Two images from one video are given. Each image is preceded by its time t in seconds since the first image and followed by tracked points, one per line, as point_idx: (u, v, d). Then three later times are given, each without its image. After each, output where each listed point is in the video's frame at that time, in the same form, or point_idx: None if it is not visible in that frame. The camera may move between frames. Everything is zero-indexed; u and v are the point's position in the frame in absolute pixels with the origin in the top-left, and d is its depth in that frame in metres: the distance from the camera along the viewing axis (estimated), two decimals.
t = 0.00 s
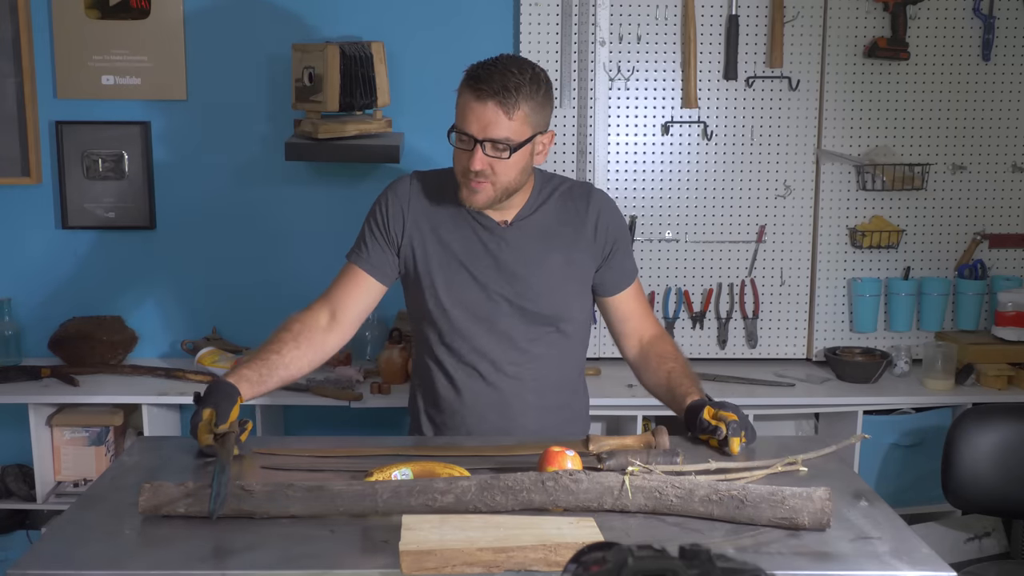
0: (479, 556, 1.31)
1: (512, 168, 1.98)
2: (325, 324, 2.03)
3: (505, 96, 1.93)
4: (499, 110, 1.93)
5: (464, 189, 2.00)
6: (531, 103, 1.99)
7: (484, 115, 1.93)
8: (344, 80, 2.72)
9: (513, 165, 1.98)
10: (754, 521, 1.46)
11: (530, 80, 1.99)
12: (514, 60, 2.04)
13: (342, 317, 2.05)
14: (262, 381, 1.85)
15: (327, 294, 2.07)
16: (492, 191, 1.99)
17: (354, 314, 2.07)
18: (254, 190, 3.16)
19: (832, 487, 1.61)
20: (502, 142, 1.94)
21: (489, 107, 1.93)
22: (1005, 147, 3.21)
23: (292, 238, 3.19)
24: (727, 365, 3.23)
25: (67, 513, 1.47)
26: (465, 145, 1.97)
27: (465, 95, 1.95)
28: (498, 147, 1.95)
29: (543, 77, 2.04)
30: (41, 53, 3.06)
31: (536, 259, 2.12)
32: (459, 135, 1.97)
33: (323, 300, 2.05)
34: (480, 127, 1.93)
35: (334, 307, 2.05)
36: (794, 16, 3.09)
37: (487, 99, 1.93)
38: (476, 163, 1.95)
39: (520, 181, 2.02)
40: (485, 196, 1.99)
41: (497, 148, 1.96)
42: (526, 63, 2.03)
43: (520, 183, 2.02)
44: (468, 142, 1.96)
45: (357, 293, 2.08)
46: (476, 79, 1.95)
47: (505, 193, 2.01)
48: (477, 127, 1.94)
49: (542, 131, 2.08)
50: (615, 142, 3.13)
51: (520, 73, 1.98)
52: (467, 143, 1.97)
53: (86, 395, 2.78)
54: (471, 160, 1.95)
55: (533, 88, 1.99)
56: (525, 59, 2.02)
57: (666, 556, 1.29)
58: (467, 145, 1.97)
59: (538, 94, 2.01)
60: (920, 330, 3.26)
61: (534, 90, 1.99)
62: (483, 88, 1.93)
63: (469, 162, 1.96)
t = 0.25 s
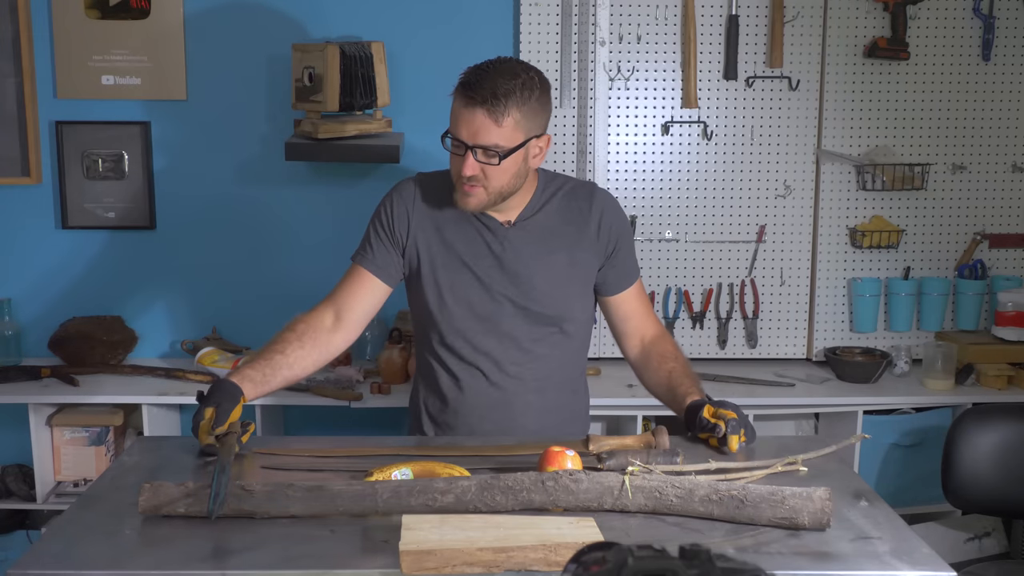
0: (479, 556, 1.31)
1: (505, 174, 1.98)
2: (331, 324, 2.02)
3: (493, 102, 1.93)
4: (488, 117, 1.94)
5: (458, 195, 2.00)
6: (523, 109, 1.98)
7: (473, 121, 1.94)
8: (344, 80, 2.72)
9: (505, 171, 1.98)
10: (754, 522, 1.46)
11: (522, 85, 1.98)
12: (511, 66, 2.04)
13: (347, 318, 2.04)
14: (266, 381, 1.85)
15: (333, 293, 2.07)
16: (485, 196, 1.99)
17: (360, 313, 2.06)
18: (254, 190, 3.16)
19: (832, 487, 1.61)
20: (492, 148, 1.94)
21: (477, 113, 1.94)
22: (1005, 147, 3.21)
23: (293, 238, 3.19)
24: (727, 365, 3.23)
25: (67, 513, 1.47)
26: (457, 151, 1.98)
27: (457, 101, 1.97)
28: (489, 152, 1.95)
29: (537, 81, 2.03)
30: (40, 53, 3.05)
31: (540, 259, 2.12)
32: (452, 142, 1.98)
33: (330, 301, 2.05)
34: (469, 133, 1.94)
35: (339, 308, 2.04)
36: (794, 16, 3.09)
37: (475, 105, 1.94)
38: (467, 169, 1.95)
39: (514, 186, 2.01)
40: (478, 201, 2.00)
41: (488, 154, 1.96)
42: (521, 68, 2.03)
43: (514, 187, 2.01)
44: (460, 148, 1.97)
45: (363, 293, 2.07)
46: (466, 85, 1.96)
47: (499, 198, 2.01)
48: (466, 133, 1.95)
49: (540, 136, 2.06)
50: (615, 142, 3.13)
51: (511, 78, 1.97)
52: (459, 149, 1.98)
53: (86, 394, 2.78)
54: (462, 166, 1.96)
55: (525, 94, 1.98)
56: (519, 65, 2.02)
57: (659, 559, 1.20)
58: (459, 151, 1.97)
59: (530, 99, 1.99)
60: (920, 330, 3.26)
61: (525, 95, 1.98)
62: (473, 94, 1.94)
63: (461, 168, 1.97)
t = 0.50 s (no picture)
0: (479, 556, 1.31)
1: (505, 174, 1.98)
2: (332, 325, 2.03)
3: (489, 105, 1.92)
4: (483, 119, 1.93)
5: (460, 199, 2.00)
6: (518, 109, 1.97)
7: (469, 125, 1.93)
8: (343, 79, 2.72)
9: (505, 171, 1.97)
10: (754, 522, 1.46)
11: (515, 85, 1.97)
12: (503, 65, 2.03)
13: (348, 318, 2.04)
14: (265, 381, 1.86)
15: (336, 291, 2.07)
16: (487, 198, 1.99)
17: (360, 313, 2.06)
18: (254, 189, 3.16)
19: (832, 487, 1.61)
20: (490, 150, 1.94)
21: (473, 117, 1.93)
22: (1006, 147, 3.20)
23: (294, 238, 3.19)
24: (727, 365, 3.23)
25: (67, 513, 1.47)
26: (455, 155, 1.97)
27: (451, 106, 1.95)
28: (488, 155, 1.95)
29: (530, 80, 2.02)
30: (40, 53, 3.05)
31: (541, 259, 2.12)
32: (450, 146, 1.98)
33: (332, 299, 2.05)
34: (466, 137, 1.93)
35: (341, 308, 2.04)
36: (794, 16, 3.09)
37: (470, 109, 1.93)
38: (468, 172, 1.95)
39: (515, 186, 2.01)
40: (480, 203, 2.00)
41: (486, 156, 1.95)
42: (513, 68, 2.02)
43: (516, 187, 2.02)
44: (458, 152, 1.97)
45: (364, 293, 2.07)
46: (459, 89, 1.95)
47: (501, 199, 2.01)
48: (463, 137, 1.94)
49: (537, 133, 2.06)
50: (615, 142, 3.13)
51: (504, 79, 1.96)
52: (457, 153, 1.97)
53: (86, 394, 2.78)
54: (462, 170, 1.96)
55: (519, 93, 1.97)
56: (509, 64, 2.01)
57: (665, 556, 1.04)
58: (458, 155, 1.97)
59: (524, 99, 1.98)
60: (920, 330, 3.26)
61: (519, 94, 1.97)
62: (467, 98, 1.93)
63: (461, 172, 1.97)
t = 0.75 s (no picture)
0: (479, 556, 1.31)
1: (525, 162, 1.98)
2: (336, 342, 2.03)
3: (507, 93, 1.92)
4: (504, 107, 1.93)
5: (481, 192, 1.99)
6: (532, 96, 1.98)
7: (489, 116, 1.93)
8: (343, 79, 2.72)
9: (525, 159, 1.98)
10: (754, 522, 1.46)
11: (527, 73, 1.98)
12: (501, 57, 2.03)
13: (353, 334, 2.05)
14: (273, 390, 1.87)
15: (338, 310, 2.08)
16: (509, 189, 1.99)
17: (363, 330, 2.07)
18: (254, 190, 3.16)
19: (832, 487, 1.61)
20: (513, 139, 1.94)
21: (493, 107, 1.92)
22: (1006, 147, 3.20)
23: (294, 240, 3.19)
24: (727, 365, 3.23)
25: (67, 513, 1.47)
26: (474, 150, 1.96)
27: (466, 100, 1.94)
28: (510, 144, 1.95)
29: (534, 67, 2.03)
30: (40, 53, 3.05)
31: (542, 261, 2.12)
32: (467, 141, 1.96)
33: (335, 317, 2.06)
34: (488, 128, 1.92)
35: (344, 325, 2.05)
36: (795, 16, 3.10)
37: (490, 100, 1.92)
38: (491, 164, 1.95)
39: (532, 174, 2.03)
40: (503, 194, 1.99)
41: (507, 146, 1.95)
42: (516, 57, 2.02)
43: (533, 175, 2.03)
44: (477, 146, 1.95)
45: (367, 309, 2.08)
46: (473, 83, 1.94)
47: (521, 189, 2.02)
48: (485, 129, 1.93)
49: (541, 120, 2.07)
50: (615, 142, 3.13)
51: (515, 68, 1.97)
52: (477, 147, 1.96)
53: (86, 394, 2.78)
54: (485, 163, 1.95)
55: (531, 81, 1.98)
56: (512, 54, 2.01)
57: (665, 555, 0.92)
58: (477, 149, 1.96)
59: (536, 85, 1.99)
60: (920, 330, 3.26)
61: (532, 82, 1.98)
62: (483, 90, 1.92)
63: (483, 165, 1.96)
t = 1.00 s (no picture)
0: (479, 556, 1.31)
1: (537, 153, 1.99)
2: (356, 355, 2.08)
3: (519, 83, 1.95)
4: (517, 97, 1.95)
5: (495, 185, 1.99)
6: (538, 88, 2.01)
7: (503, 106, 1.94)
8: (344, 79, 2.72)
9: (537, 149, 1.99)
10: (754, 522, 1.46)
11: (532, 66, 2.01)
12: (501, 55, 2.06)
13: (370, 347, 2.10)
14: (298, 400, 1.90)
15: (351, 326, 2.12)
16: (524, 180, 1.99)
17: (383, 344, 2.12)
18: (255, 191, 3.16)
19: (832, 487, 1.61)
20: (526, 128, 1.96)
21: (506, 97, 1.94)
22: (1005, 147, 3.20)
23: (294, 241, 3.19)
24: (727, 365, 3.23)
25: (67, 513, 1.47)
26: (487, 142, 1.96)
27: (478, 92, 1.95)
28: (523, 133, 1.96)
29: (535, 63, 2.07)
30: (40, 52, 3.05)
31: (544, 264, 2.12)
32: (479, 133, 1.96)
33: (350, 333, 2.11)
34: (502, 119, 1.94)
35: (361, 339, 2.10)
36: (795, 16, 3.09)
37: (502, 90, 1.94)
38: (507, 154, 1.95)
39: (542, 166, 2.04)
40: (518, 186, 1.99)
41: (521, 136, 1.96)
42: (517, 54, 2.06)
43: (543, 167, 2.04)
44: (490, 137, 1.96)
45: (385, 322, 2.13)
46: (484, 75, 1.95)
47: (533, 181, 2.02)
48: (499, 120, 1.94)
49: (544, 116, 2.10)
50: (615, 142, 3.13)
51: (521, 60, 2.00)
52: (490, 139, 1.96)
53: (86, 394, 2.78)
54: (500, 154, 1.95)
55: (536, 73, 2.01)
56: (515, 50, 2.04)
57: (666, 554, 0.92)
58: (490, 141, 1.96)
59: (541, 78, 2.03)
60: (920, 330, 3.26)
61: (537, 74, 2.01)
62: (495, 81, 1.94)
63: (498, 156, 1.96)
